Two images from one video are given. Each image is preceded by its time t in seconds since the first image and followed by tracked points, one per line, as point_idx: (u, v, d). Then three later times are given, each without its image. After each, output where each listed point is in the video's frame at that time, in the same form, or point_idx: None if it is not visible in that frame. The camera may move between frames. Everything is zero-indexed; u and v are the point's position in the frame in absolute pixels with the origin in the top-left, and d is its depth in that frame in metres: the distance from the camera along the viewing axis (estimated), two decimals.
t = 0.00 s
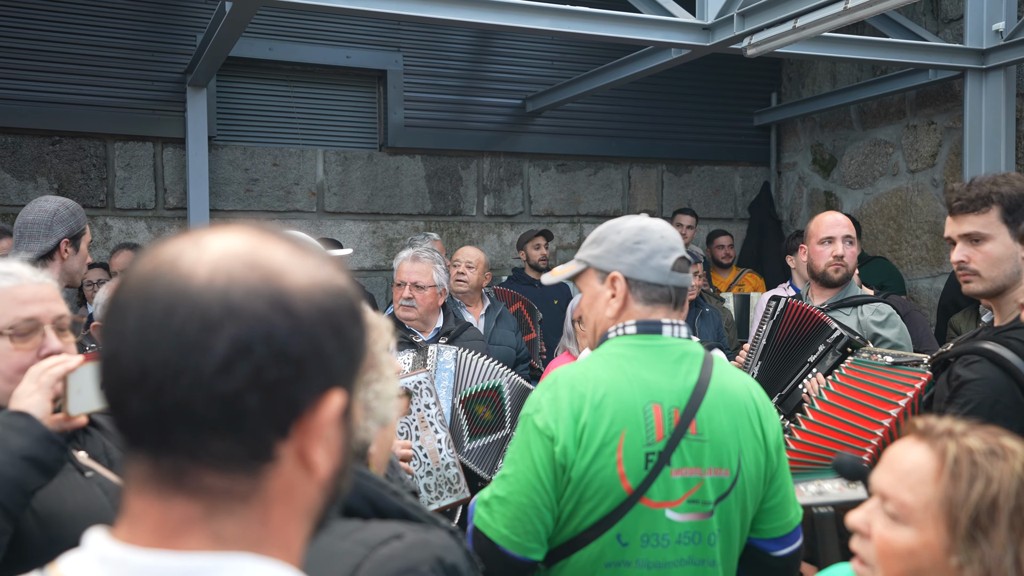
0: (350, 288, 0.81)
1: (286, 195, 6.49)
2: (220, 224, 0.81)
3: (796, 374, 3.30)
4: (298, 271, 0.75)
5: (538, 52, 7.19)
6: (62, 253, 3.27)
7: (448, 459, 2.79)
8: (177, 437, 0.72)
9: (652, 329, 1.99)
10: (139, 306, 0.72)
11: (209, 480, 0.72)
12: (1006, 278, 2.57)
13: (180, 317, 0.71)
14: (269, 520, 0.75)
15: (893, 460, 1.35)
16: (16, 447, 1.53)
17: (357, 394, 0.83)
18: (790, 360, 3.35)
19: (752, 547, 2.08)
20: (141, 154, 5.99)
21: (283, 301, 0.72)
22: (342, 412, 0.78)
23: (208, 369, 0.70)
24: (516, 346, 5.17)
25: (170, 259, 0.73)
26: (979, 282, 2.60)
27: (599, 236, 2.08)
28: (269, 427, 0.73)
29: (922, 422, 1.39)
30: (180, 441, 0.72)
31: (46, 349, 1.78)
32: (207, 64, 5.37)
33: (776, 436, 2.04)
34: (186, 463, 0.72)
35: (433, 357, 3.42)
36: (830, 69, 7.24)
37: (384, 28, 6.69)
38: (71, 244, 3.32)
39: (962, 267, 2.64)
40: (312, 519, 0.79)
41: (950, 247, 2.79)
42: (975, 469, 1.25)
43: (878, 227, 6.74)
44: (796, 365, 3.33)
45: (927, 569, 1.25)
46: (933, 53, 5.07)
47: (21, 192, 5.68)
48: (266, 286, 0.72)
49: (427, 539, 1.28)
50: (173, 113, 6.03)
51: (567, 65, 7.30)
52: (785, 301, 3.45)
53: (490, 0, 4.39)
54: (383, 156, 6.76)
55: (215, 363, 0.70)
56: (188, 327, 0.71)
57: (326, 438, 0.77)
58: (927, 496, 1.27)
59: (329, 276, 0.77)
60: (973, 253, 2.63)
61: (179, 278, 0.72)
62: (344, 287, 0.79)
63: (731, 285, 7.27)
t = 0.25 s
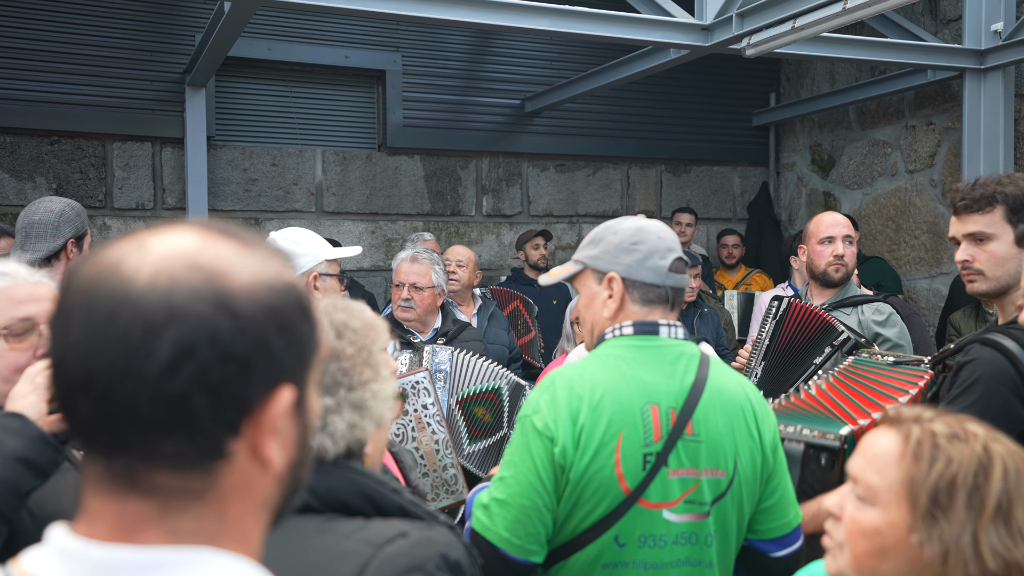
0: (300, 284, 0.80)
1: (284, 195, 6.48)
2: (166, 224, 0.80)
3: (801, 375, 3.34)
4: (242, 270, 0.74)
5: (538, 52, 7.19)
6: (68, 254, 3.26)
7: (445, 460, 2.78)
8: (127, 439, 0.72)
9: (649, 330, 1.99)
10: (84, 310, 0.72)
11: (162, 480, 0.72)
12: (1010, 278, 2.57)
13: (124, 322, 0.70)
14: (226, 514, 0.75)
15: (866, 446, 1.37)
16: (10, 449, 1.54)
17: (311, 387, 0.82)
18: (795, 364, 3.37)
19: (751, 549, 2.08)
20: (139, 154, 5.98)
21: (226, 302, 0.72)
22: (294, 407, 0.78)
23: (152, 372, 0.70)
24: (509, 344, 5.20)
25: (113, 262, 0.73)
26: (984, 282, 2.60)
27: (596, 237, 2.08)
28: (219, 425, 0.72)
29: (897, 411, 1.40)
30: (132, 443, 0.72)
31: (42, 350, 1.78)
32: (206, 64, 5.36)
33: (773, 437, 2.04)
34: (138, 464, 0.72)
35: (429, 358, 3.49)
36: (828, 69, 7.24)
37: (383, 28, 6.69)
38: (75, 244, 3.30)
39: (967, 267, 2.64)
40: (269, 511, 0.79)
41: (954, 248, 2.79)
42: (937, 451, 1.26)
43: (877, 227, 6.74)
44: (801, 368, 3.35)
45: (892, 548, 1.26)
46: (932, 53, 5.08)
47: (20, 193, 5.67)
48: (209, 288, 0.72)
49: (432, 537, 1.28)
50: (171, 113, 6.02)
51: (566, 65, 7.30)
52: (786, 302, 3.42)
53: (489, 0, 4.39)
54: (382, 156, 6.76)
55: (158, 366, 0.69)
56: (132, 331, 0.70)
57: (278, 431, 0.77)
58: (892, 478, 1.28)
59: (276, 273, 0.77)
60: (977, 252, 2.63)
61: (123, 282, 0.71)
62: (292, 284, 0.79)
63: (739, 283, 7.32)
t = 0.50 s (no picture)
0: (252, 279, 0.80)
1: (286, 195, 6.48)
2: (120, 222, 0.80)
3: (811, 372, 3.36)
4: (185, 268, 0.74)
5: (540, 51, 7.18)
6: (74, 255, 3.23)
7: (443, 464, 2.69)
8: (75, 435, 0.72)
9: (649, 332, 1.98)
10: (31, 310, 0.72)
11: (111, 474, 0.73)
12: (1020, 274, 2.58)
13: (66, 321, 0.70)
14: (179, 506, 0.76)
15: (848, 435, 1.35)
16: (12, 448, 1.54)
17: (270, 380, 0.82)
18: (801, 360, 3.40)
19: (745, 554, 2.07)
20: (142, 153, 5.98)
21: (169, 300, 0.72)
22: (245, 402, 0.78)
23: (95, 371, 0.70)
24: (506, 342, 5.20)
25: (58, 263, 0.73)
26: (994, 277, 2.61)
27: (601, 235, 2.06)
28: (166, 420, 0.72)
29: (881, 400, 1.40)
30: (80, 438, 0.72)
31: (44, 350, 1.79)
32: (209, 63, 5.36)
33: (774, 442, 2.02)
34: (88, 459, 0.72)
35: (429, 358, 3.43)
36: (830, 69, 7.22)
37: (385, 28, 6.69)
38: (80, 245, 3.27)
39: (976, 263, 2.64)
40: (226, 504, 0.80)
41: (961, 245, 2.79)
42: (920, 438, 1.26)
43: (879, 226, 6.73)
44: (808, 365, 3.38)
45: (875, 533, 1.25)
46: (935, 52, 5.06)
47: (23, 192, 5.68)
48: (151, 286, 0.72)
49: (433, 538, 1.27)
50: (173, 113, 6.02)
51: (568, 65, 7.29)
52: (791, 299, 3.37)
53: None
54: (383, 156, 6.75)
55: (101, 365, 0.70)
56: (75, 329, 0.70)
57: (230, 425, 0.77)
58: (876, 466, 1.27)
59: (223, 269, 0.77)
60: (986, 248, 2.63)
61: (66, 282, 0.71)
62: (242, 279, 0.78)
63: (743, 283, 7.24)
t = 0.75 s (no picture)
0: (177, 280, 0.84)
1: (292, 194, 6.49)
2: (57, 230, 0.85)
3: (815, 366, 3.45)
4: (104, 274, 0.79)
5: (545, 51, 7.18)
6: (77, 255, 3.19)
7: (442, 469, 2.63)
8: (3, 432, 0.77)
9: (651, 332, 1.97)
10: None
11: (39, 469, 0.78)
12: None
13: None
14: (111, 499, 0.82)
15: (856, 419, 1.40)
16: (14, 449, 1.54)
17: (206, 379, 0.86)
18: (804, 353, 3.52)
19: (749, 555, 2.07)
20: (148, 153, 6.00)
21: (87, 305, 0.76)
22: (174, 399, 0.82)
23: (14, 371, 0.74)
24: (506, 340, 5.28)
25: None
26: (999, 273, 2.61)
27: (608, 232, 2.05)
28: (87, 419, 0.77)
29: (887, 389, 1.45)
30: (8, 434, 0.77)
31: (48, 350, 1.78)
32: (214, 63, 5.37)
33: (777, 443, 2.03)
34: (18, 454, 0.78)
35: (431, 356, 3.39)
36: (836, 68, 7.21)
37: (390, 27, 6.69)
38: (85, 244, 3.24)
39: (980, 259, 2.63)
40: (170, 499, 0.86)
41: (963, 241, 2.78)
42: (939, 428, 1.32)
43: (885, 226, 6.71)
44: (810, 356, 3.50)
45: (887, 516, 1.29)
46: (941, 51, 5.05)
47: (30, 192, 5.71)
48: (69, 290, 0.76)
49: (431, 543, 1.26)
50: (179, 113, 6.04)
51: (573, 64, 7.29)
52: (790, 297, 3.58)
53: None
54: (389, 155, 6.76)
55: (19, 366, 0.74)
56: None
57: (159, 423, 0.82)
58: (894, 450, 1.32)
59: (143, 273, 0.81)
60: (991, 244, 2.62)
61: None
62: (164, 281, 0.83)
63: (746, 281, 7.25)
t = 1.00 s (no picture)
0: (121, 283, 0.90)
1: (294, 194, 6.50)
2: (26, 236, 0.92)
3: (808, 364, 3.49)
4: (47, 271, 0.85)
5: (548, 50, 7.19)
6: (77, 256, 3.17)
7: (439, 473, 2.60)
8: None
9: (652, 329, 1.97)
10: None
11: None
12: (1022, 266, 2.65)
13: None
14: (45, 489, 0.86)
15: (821, 424, 1.41)
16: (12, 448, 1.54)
17: (145, 379, 0.91)
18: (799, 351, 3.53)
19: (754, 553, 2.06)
20: (150, 153, 6.01)
21: (19, 298, 0.82)
22: (107, 393, 0.87)
23: None
24: (507, 339, 5.30)
25: None
26: (996, 272, 2.67)
27: (609, 231, 2.05)
28: (17, 406, 0.83)
29: (845, 390, 1.47)
30: None
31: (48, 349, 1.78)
32: (216, 63, 5.38)
33: (777, 440, 2.03)
34: None
35: (433, 355, 3.44)
36: (839, 67, 7.21)
37: (393, 27, 6.70)
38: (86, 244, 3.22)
39: (977, 258, 2.68)
40: (111, 495, 0.90)
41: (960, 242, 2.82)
42: (900, 423, 1.34)
43: (888, 225, 6.71)
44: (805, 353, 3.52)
45: (863, 518, 1.30)
46: (943, 50, 5.05)
47: (33, 192, 5.72)
48: (9, 286, 0.83)
49: (426, 538, 1.27)
50: (181, 112, 6.05)
51: (576, 64, 7.30)
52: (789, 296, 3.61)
53: None
54: (391, 155, 6.76)
55: None
56: None
57: (90, 416, 0.87)
58: (861, 451, 1.34)
59: (85, 275, 0.87)
60: (987, 243, 2.66)
61: None
62: (107, 283, 0.89)
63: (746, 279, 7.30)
